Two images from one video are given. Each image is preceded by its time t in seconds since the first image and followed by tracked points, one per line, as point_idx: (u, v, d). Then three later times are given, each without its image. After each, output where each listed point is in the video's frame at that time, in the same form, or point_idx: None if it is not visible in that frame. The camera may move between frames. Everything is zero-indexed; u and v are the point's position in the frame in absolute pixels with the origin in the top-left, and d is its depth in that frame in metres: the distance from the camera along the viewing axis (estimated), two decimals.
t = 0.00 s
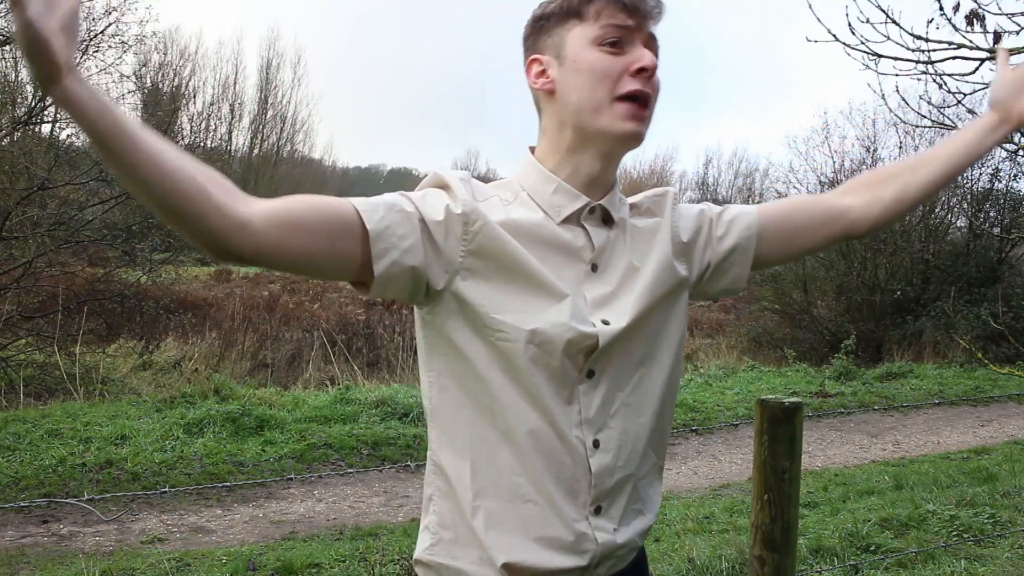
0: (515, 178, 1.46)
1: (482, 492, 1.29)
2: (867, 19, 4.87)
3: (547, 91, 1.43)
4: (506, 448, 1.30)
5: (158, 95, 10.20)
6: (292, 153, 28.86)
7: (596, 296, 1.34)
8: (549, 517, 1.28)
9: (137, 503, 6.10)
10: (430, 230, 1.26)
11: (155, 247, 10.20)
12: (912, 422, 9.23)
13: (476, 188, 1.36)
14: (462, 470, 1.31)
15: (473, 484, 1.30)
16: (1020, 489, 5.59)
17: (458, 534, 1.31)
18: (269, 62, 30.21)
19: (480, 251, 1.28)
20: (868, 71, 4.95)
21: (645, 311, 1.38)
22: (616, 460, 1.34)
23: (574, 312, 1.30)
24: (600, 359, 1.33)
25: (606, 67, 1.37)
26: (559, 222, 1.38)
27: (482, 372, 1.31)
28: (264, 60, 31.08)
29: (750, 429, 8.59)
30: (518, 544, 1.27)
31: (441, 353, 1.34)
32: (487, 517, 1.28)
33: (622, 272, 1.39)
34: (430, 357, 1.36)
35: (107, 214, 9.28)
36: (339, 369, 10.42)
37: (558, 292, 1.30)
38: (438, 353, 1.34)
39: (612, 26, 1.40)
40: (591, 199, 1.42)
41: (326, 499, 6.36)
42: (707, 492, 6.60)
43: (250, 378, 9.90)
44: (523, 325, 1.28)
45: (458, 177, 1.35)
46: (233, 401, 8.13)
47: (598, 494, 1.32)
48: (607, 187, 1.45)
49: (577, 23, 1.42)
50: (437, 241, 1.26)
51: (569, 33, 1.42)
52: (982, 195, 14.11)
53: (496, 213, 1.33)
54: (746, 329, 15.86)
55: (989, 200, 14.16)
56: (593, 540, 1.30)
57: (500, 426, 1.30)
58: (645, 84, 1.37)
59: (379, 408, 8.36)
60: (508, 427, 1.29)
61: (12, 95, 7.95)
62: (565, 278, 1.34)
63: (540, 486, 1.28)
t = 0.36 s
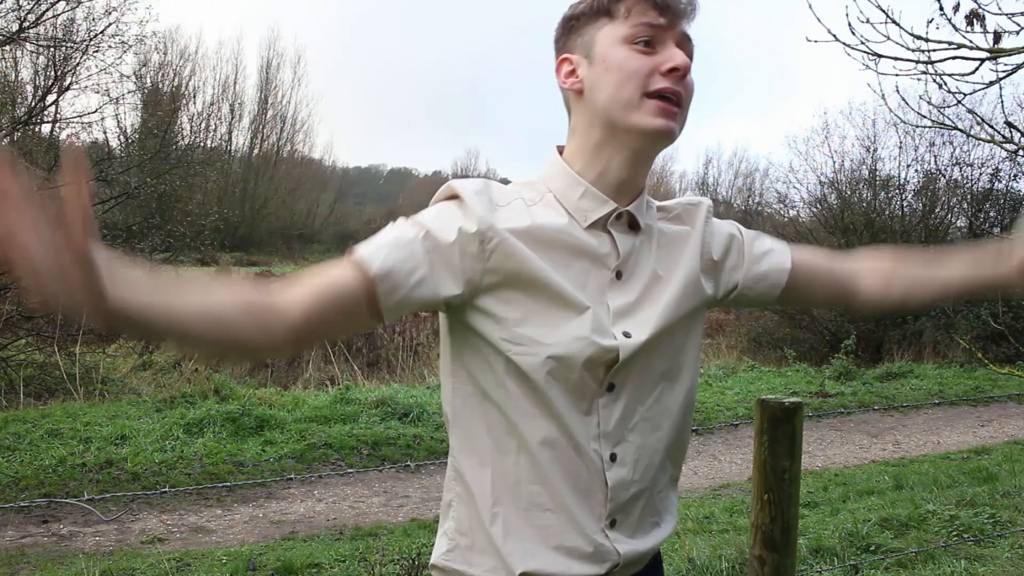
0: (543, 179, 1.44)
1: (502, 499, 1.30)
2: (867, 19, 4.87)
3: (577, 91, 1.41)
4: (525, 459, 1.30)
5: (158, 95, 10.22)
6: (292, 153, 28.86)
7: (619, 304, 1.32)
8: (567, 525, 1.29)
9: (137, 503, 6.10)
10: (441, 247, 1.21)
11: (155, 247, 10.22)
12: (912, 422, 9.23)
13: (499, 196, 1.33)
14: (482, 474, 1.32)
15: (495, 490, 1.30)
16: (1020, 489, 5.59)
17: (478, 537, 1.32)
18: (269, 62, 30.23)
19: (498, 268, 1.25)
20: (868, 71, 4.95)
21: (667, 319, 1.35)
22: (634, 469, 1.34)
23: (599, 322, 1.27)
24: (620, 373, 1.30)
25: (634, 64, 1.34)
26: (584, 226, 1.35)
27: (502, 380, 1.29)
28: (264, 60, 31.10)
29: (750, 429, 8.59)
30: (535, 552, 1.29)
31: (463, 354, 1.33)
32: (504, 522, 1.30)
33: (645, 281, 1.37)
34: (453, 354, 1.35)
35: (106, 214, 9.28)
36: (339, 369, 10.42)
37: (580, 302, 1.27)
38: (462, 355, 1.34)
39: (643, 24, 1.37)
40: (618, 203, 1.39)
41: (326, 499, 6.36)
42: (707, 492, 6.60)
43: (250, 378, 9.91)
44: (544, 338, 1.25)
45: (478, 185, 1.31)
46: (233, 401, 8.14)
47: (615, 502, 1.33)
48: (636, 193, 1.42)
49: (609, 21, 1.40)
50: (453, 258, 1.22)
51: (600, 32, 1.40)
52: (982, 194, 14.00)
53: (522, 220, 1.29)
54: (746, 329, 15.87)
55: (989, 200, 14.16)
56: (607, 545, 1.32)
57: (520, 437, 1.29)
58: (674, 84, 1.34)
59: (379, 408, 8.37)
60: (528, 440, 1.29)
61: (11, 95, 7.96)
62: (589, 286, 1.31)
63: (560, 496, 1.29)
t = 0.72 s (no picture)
0: (538, 195, 1.35)
1: (498, 535, 1.21)
2: (867, 19, 4.86)
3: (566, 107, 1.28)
4: (522, 494, 1.20)
5: (158, 95, 10.21)
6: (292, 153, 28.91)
7: (614, 326, 1.22)
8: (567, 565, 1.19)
9: (137, 503, 6.09)
10: (421, 317, 1.18)
11: (156, 247, 10.21)
12: (912, 422, 9.23)
13: (476, 229, 1.25)
14: (479, 508, 1.24)
15: (490, 524, 1.22)
16: (1020, 489, 5.59)
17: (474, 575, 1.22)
18: (269, 62, 30.27)
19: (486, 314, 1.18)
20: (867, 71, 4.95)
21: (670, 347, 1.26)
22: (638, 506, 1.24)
23: (591, 351, 1.18)
24: (623, 405, 1.21)
25: (619, 82, 1.20)
26: (578, 242, 1.25)
27: (499, 415, 1.22)
28: (264, 60, 31.14)
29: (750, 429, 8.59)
30: None
31: (463, 393, 1.27)
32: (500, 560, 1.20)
33: (643, 299, 1.27)
34: (453, 395, 1.30)
35: (106, 214, 9.27)
36: (339, 369, 10.43)
37: (572, 332, 1.18)
38: (463, 391, 1.28)
39: (626, 33, 1.23)
40: (614, 218, 1.28)
41: (326, 499, 6.36)
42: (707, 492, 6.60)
43: (250, 378, 9.92)
44: (535, 374, 1.17)
45: (455, 227, 1.26)
46: (233, 401, 8.14)
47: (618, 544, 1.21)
48: (635, 206, 1.31)
49: (590, 33, 1.26)
50: (435, 329, 1.18)
51: (582, 44, 1.26)
52: (982, 195, 14.09)
53: (504, 261, 1.22)
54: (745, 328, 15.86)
55: (989, 200, 14.15)
56: None
57: (515, 471, 1.20)
58: (659, 98, 1.19)
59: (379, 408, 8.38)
60: (523, 474, 1.19)
61: (12, 95, 7.96)
62: (582, 310, 1.21)
63: (557, 532, 1.19)
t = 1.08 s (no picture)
0: (491, 195, 1.34)
1: (478, 539, 1.21)
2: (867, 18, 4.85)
3: (514, 105, 1.27)
4: (499, 495, 1.20)
5: (158, 95, 10.22)
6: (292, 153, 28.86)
7: (578, 320, 1.21)
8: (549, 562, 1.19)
9: (137, 503, 6.09)
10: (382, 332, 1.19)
11: (156, 247, 10.21)
12: (912, 422, 9.23)
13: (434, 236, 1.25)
14: (458, 511, 1.24)
15: (468, 528, 1.22)
16: (1020, 489, 5.59)
17: None
18: (269, 62, 30.24)
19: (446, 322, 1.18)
20: (867, 71, 4.95)
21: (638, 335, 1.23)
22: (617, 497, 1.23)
23: (552, 348, 1.18)
24: (592, 400, 1.20)
25: (573, 80, 1.19)
26: (533, 240, 1.25)
27: (471, 418, 1.22)
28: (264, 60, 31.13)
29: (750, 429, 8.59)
30: None
31: (435, 400, 1.28)
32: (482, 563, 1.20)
33: (606, 288, 1.25)
34: (426, 402, 1.31)
35: (106, 214, 9.27)
36: (339, 369, 10.43)
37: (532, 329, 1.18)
38: (435, 399, 1.28)
39: (574, 29, 1.22)
40: (568, 212, 1.28)
41: (326, 499, 6.36)
42: (708, 493, 6.60)
43: (250, 378, 9.92)
44: (496, 375, 1.18)
45: (411, 236, 1.27)
46: (233, 401, 8.14)
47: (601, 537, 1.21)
48: (589, 197, 1.30)
49: (540, 31, 1.25)
50: (398, 341, 1.19)
51: (531, 43, 1.25)
52: (982, 195, 14.10)
53: (461, 265, 1.22)
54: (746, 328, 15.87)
55: (989, 200, 14.14)
56: None
57: (489, 472, 1.20)
58: (618, 90, 1.20)
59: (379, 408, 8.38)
60: (495, 474, 1.19)
61: (12, 95, 7.96)
62: (542, 307, 1.21)
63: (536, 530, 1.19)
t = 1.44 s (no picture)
0: (469, 196, 1.43)
1: (461, 523, 1.30)
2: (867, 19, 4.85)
3: (490, 105, 1.34)
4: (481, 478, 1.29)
5: (157, 95, 10.22)
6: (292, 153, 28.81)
7: (552, 305, 1.27)
8: (527, 541, 1.25)
9: (137, 503, 6.10)
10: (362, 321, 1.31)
11: (155, 247, 10.21)
12: (912, 422, 9.23)
13: (414, 235, 1.36)
14: (444, 497, 1.33)
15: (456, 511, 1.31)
16: (1020, 489, 5.59)
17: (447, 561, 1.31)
18: (269, 62, 30.20)
19: (422, 311, 1.27)
20: (867, 71, 4.95)
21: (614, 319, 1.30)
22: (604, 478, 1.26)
23: (527, 333, 1.25)
24: (568, 378, 1.27)
25: (540, 81, 1.25)
26: (509, 232, 1.32)
27: (453, 405, 1.32)
28: (264, 59, 31.11)
29: (750, 429, 8.59)
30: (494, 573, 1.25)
31: (422, 389, 1.38)
32: (465, 542, 1.28)
33: (581, 275, 1.31)
34: (411, 391, 1.42)
35: (106, 214, 9.28)
36: (339, 370, 10.42)
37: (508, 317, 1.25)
38: (423, 388, 1.38)
39: (542, 30, 1.27)
40: (544, 206, 1.34)
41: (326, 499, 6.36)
42: (707, 492, 6.60)
43: (250, 378, 9.91)
44: (475, 360, 1.26)
45: (394, 237, 1.37)
46: (233, 401, 8.14)
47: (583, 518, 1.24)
48: (565, 190, 1.36)
49: (510, 33, 1.31)
50: (376, 331, 1.30)
51: (504, 44, 1.31)
52: (982, 195, 14.10)
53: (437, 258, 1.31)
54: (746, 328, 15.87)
55: (989, 200, 14.14)
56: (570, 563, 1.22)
57: (473, 455, 1.28)
58: (581, 92, 1.25)
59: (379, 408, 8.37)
60: (478, 456, 1.28)
61: (12, 94, 7.96)
62: (520, 295, 1.28)
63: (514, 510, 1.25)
